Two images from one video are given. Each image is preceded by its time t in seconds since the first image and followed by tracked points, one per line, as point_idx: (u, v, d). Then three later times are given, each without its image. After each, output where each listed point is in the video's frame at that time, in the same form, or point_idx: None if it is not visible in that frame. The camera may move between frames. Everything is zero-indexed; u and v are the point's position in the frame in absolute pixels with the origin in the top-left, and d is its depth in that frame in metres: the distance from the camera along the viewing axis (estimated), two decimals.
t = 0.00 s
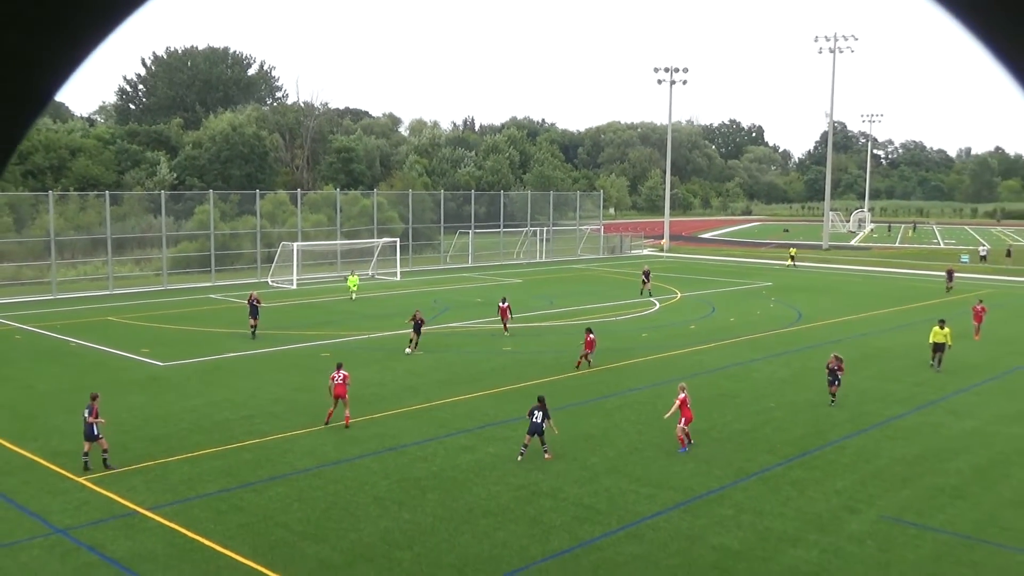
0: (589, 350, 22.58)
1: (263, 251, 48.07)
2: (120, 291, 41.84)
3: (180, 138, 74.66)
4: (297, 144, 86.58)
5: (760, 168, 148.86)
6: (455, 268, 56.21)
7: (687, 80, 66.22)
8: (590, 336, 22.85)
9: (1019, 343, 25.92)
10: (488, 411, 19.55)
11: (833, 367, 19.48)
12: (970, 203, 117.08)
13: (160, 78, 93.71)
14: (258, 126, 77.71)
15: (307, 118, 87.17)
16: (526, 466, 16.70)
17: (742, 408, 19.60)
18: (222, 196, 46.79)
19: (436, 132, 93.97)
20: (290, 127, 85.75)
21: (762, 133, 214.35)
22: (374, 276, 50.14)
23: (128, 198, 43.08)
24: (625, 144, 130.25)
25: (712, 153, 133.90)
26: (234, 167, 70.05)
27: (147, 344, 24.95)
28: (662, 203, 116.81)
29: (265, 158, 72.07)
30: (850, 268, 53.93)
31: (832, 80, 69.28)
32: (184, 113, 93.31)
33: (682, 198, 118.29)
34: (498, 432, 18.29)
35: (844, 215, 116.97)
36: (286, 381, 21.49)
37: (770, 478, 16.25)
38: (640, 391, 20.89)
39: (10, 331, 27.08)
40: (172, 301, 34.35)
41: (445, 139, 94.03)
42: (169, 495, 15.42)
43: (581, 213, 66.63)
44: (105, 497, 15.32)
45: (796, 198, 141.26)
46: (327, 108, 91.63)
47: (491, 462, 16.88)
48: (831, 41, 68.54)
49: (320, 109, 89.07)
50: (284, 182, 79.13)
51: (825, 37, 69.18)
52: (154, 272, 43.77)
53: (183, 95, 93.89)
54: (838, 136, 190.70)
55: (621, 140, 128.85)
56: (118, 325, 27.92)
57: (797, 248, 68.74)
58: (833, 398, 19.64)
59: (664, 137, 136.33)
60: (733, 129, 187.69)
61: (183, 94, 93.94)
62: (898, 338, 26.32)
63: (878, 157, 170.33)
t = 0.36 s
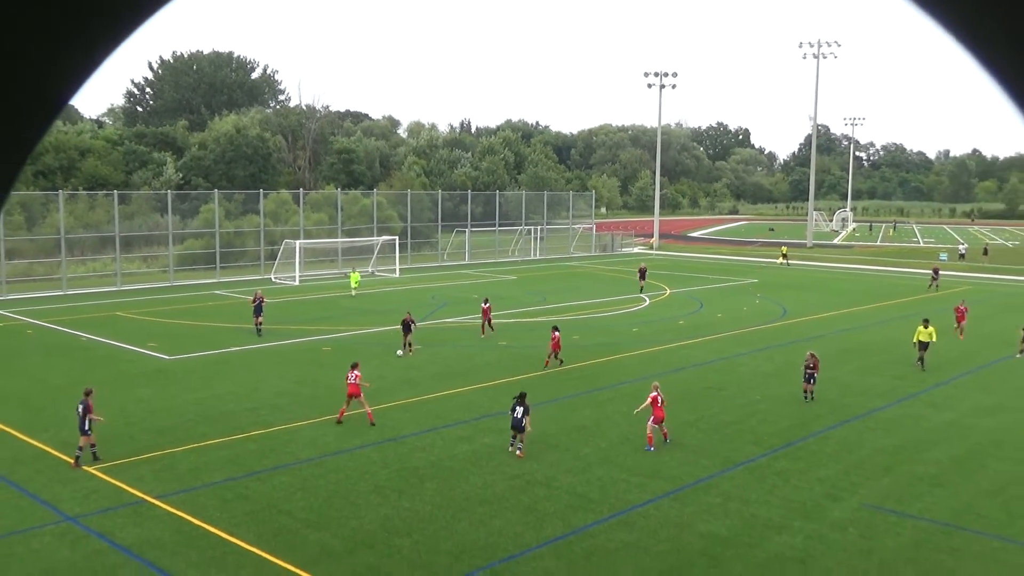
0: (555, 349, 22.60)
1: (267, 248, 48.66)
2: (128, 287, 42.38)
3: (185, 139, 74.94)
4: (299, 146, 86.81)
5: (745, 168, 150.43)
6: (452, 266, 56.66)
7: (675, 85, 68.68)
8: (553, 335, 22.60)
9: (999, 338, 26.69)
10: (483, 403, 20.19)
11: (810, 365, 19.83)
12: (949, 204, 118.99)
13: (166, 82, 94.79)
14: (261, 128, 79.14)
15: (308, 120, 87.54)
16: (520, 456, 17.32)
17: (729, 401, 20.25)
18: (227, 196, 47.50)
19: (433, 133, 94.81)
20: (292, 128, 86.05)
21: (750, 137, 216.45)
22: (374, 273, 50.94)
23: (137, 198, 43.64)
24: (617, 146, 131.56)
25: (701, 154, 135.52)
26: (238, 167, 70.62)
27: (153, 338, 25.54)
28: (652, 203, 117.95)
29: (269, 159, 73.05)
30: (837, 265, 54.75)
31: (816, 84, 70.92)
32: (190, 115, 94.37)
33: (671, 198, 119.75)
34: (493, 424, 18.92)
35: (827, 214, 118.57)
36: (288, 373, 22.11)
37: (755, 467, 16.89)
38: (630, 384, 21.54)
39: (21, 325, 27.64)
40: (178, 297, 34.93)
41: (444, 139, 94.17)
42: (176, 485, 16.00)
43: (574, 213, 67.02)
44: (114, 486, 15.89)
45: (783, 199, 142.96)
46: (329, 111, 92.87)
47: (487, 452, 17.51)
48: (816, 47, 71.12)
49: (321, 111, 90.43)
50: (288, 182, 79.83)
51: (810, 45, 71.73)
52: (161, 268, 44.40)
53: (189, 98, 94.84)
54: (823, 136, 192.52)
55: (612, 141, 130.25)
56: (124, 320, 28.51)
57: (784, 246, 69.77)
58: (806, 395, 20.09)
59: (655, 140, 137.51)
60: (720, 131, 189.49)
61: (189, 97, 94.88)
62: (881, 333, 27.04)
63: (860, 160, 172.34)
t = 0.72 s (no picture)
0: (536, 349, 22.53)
1: (275, 245, 49.69)
2: (141, 282, 43.29)
3: (194, 139, 75.55)
4: (306, 146, 89.29)
5: (737, 169, 151.89)
6: (454, 263, 57.57)
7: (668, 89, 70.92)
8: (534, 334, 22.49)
9: (983, 333, 27.42)
10: (484, 395, 20.85)
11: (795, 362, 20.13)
12: (935, 203, 120.55)
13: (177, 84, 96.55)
14: (269, 129, 80.42)
15: (315, 122, 90.39)
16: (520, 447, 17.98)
17: (722, 393, 20.91)
18: (236, 195, 48.38)
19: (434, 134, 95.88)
20: (300, 130, 88.42)
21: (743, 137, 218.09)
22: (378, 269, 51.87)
23: (148, 197, 44.47)
24: (612, 147, 132.97)
25: (693, 155, 137.13)
26: (247, 167, 72.10)
27: (165, 332, 26.22)
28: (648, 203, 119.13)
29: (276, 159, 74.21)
30: (829, 262, 55.61)
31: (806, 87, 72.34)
32: (200, 117, 96.23)
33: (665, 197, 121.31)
34: (493, 416, 19.58)
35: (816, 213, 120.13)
36: (295, 366, 22.79)
37: (747, 457, 17.55)
38: (626, 376, 22.21)
39: (37, 319, 28.32)
40: (189, 293, 35.62)
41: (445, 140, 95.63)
42: (188, 473, 16.63)
43: (572, 212, 67.85)
44: (128, 474, 16.53)
45: (772, 198, 144.75)
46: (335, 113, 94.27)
47: (488, 443, 18.17)
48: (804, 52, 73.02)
49: (328, 113, 92.31)
50: (295, 181, 80.77)
51: (799, 48, 73.14)
52: (172, 265, 45.34)
53: (199, 100, 96.28)
54: (814, 136, 194.20)
55: (608, 142, 131.74)
56: (136, 315, 29.18)
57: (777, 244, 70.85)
58: (795, 391, 20.33)
59: (649, 142, 138.96)
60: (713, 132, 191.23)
61: (200, 99, 96.34)
62: (869, 328, 27.76)
63: (847, 159, 173.88)
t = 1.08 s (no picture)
0: (523, 349, 22.48)
1: (283, 243, 50.56)
2: (152, 280, 44.01)
3: (205, 141, 76.30)
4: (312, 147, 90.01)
5: (729, 169, 152.98)
6: (455, 260, 58.39)
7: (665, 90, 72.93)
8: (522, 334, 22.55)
9: (970, 328, 28.07)
10: (484, 387, 21.48)
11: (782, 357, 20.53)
12: (922, 202, 121.74)
13: (189, 88, 100.17)
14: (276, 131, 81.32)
15: (320, 123, 90.45)
16: (519, 438, 18.59)
17: (716, 385, 21.54)
18: (244, 194, 49.04)
19: (436, 136, 96.86)
20: (306, 131, 89.02)
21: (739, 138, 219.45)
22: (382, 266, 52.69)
23: (160, 196, 45.24)
24: (608, 148, 134.28)
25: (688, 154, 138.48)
26: (255, 167, 73.03)
27: (176, 328, 26.85)
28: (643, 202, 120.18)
29: (283, 160, 75.12)
30: (822, 259, 56.35)
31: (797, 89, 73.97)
32: (210, 118, 99.69)
33: (660, 196, 122.32)
34: (493, 408, 20.20)
35: (806, 212, 121.62)
36: (301, 360, 23.44)
37: (739, 447, 18.15)
38: (622, 370, 22.84)
39: (52, 315, 28.98)
40: (200, 289, 36.21)
41: (446, 142, 96.67)
42: (198, 464, 17.22)
43: (570, 210, 68.70)
44: (141, 465, 17.11)
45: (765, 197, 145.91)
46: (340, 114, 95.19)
47: (488, 434, 18.78)
48: (795, 56, 75.44)
49: (334, 114, 93.19)
50: (301, 181, 81.62)
51: (792, 52, 74.20)
52: (183, 262, 45.92)
53: (209, 103, 100.14)
54: (805, 136, 195.54)
55: (605, 143, 133.03)
56: (147, 310, 29.84)
57: (770, 242, 71.74)
58: (783, 389, 20.62)
59: (645, 143, 139.99)
60: (707, 132, 192.64)
61: (209, 102, 100.18)
62: (859, 322, 28.43)
63: (835, 158, 175.12)
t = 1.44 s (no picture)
0: (518, 350, 22.48)
1: (294, 242, 51.43)
2: (170, 278, 44.89)
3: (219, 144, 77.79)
4: (321, 150, 91.98)
5: (722, 172, 154.62)
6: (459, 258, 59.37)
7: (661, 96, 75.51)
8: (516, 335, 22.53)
9: (956, 323, 28.92)
10: (486, 380, 22.30)
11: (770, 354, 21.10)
12: (907, 203, 123.28)
13: (202, 93, 103.80)
14: (288, 135, 82.75)
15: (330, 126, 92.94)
16: (520, 429, 19.38)
17: (710, 378, 22.33)
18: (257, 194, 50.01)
19: (440, 140, 98.35)
20: (315, 134, 91.47)
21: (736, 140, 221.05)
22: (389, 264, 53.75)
23: (176, 197, 46.15)
24: (605, 150, 135.96)
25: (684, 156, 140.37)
26: (267, 169, 74.80)
27: (191, 324, 27.72)
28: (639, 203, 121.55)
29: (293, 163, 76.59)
30: (814, 257, 57.36)
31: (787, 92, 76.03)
32: (223, 123, 102.93)
33: (655, 197, 123.67)
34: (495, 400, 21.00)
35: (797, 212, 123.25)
36: (310, 355, 24.27)
37: (732, 438, 18.93)
38: (619, 363, 23.66)
39: (72, 311, 29.91)
40: (215, 287, 37.00)
41: (450, 145, 98.04)
42: (213, 454, 18.01)
43: (569, 210, 69.71)
44: (158, 455, 17.89)
45: (757, 199, 147.36)
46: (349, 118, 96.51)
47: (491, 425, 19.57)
48: (784, 61, 77.78)
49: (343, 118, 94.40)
50: (310, 182, 82.90)
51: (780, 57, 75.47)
52: (199, 261, 46.78)
53: (222, 107, 103.73)
54: (796, 137, 197.26)
55: (602, 146, 134.75)
56: (163, 307, 30.73)
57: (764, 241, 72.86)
58: (772, 386, 21.20)
59: (641, 145, 141.71)
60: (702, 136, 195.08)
61: (223, 107, 103.77)
62: (850, 317, 29.27)
63: (827, 160, 176.84)
